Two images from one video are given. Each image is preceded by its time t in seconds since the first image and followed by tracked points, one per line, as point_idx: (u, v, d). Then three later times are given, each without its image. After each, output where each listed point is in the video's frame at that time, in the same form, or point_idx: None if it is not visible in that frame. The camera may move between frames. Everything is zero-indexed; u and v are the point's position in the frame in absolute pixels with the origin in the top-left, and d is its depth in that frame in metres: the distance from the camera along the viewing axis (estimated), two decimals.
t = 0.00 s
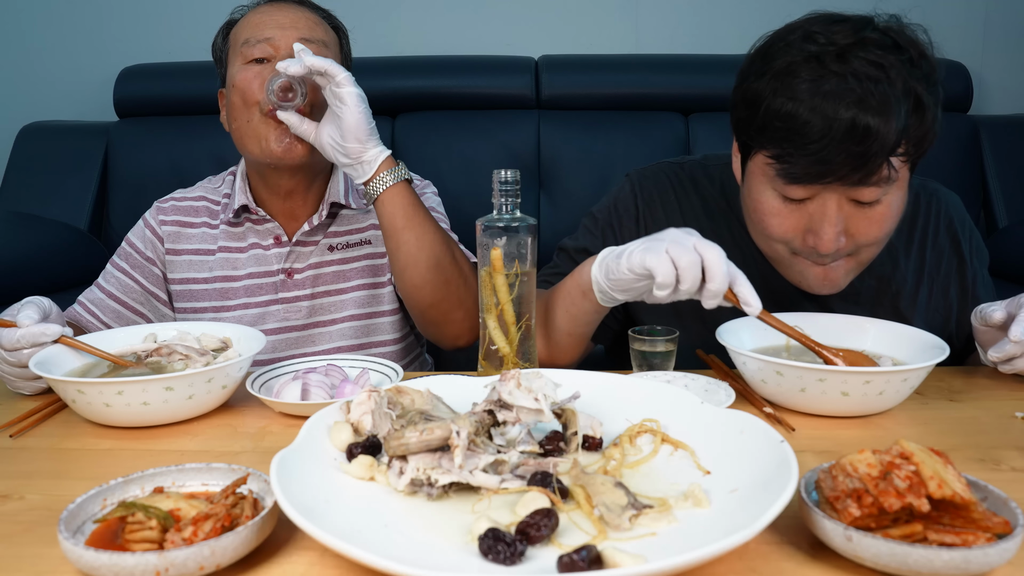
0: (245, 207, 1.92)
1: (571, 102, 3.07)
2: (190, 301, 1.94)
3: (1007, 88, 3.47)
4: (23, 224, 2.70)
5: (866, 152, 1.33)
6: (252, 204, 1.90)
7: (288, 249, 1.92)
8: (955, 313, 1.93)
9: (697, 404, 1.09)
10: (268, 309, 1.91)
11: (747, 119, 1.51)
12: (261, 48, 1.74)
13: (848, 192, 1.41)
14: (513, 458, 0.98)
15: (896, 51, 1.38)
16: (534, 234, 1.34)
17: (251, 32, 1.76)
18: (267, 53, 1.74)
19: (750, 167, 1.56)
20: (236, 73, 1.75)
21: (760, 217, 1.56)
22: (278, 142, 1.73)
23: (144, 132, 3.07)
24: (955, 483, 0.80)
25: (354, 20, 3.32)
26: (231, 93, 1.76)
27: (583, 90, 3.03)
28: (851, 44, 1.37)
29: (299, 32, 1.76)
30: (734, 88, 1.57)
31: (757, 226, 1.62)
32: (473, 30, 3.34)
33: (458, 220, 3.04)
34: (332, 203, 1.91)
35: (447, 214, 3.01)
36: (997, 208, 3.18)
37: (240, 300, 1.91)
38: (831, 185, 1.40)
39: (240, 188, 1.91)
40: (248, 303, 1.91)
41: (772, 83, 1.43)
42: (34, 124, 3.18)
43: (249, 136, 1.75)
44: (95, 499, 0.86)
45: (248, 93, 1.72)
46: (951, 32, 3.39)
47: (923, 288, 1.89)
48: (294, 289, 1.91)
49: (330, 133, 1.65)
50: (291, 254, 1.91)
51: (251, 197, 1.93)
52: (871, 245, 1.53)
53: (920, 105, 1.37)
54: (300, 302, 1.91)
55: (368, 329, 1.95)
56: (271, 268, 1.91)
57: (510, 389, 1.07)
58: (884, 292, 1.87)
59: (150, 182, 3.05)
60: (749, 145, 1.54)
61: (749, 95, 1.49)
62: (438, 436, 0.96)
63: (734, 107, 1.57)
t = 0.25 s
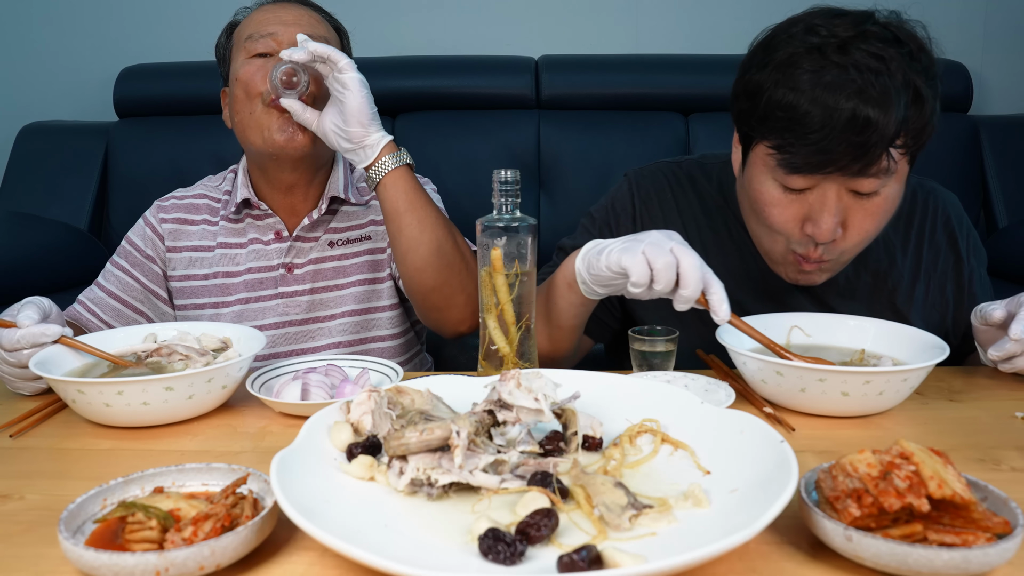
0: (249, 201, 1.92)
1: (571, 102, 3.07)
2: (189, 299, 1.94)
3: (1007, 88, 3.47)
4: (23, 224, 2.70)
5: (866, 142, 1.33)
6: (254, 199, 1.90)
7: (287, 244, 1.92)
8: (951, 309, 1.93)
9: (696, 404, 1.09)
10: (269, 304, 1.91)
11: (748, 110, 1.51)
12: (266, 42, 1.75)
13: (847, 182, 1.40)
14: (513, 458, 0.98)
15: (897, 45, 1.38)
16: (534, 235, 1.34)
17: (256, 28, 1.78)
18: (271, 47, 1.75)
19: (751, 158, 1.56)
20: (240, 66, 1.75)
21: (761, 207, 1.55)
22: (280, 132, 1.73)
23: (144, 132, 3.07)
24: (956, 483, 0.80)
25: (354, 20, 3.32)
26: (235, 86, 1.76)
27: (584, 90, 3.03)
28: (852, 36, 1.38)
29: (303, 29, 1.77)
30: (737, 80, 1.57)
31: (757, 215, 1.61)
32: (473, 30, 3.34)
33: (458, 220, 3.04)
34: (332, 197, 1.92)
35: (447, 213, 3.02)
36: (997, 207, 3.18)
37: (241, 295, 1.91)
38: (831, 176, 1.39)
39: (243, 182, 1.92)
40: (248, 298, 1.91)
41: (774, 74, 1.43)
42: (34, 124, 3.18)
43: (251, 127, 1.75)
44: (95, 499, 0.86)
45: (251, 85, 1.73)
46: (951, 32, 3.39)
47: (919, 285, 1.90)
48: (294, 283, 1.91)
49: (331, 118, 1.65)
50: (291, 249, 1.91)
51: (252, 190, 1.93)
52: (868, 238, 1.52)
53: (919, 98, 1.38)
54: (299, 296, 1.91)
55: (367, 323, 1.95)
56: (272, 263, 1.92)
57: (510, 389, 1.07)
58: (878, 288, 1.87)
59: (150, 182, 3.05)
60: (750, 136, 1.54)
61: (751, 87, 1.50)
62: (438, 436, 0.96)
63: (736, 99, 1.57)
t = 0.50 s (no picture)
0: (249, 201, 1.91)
1: (571, 102, 3.07)
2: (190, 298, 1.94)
3: (1007, 88, 3.47)
4: (23, 224, 2.69)
5: (864, 143, 1.33)
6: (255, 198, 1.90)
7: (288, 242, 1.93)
8: (948, 307, 1.93)
9: (697, 404, 1.09)
10: (269, 302, 1.91)
11: (747, 107, 1.51)
12: (269, 43, 1.74)
13: (844, 182, 1.41)
14: (513, 458, 0.98)
15: (897, 47, 1.37)
16: (534, 234, 1.34)
17: (259, 28, 1.77)
18: (275, 48, 1.75)
19: (750, 155, 1.56)
20: (243, 67, 1.75)
21: (759, 204, 1.55)
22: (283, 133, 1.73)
23: (144, 132, 3.07)
24: (955, 483, 0.80)
25: (354, 20, 3.32)
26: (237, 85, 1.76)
27: (584, 90, 3.03)
28: (853, 38, 1.37)
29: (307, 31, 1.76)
30: (737, 76, 1.57)
31: (755, 212, 1.61)
32: (473, 30, 3.34)
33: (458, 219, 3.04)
34: (334, 198, 1.92)
35: (447, 213, 3.01)
36: (996, 207, 3.18)
37: (241, 293, 1.91)
38: (828, 176, 1.40)
39: (243, 182, 1.91)
40: (249, 296, 1.91)
41: (774, 73, 1.43)
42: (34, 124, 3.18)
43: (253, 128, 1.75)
44: (95, 499, 0.86)
45: (254, 85, 1.72)
46: (951, 32, 3.39)
47: (916, 282, 1.89)
48: (295, 282, 1.91)
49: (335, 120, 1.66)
50: (292, 248, 1.91)
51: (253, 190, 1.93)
52: (865, 238, 1.53)
53: (917, 100, 1.38)
54: (300, 295, 1.91)
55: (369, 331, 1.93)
56: (273, 261, 1.92)
57: (510, 389, 1.07)
58: (875, 286, 1.87)
59: (150, 182, 3.05)
60: (750, 133, 1.54)
61: (751, 84, 1.49)
62: (438, 436, 0.96)
63: (736, 96, 1.57)
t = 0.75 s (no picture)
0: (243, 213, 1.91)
1: (571, 102, 3.07)
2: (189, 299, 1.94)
3: (1007, 88, 3.47)
4: (23, 224, 2.69)
5: (865, 144, 1.34)
6: (249, 209, 1.90)
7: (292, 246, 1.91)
8: (946, 305, 1.93)
9: (697, 405, 1.09)
10: (270, 306, 1.91)
11: (748, 107, 1.51)
12: (275, 63, 1.68)
13: (845, 181, 1.41)
14: (513, 458, 0.98)
15: (897, 46, 1.37)
16: (534, 235, 1.34)
17: (264, 44, 1.70)
18: (280, 69, 1.68)
19: (750, 154, 1.56)
20: (247, 86, 1.70)
21: (759, 203, 1.55)
22: (287, 165, 1.73)
23: (144, 132, 3.07)
24: (955, 483, 0.80)
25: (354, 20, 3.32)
26: (241, 104, 1.72)
27: (584, 90, 3.03)
28: (853, 38, 1.37)
29: (314, 50, 1.69)
30: (738, 74, 1.56)
31: (756, 210, 1.61)
32: (473, 30, 3.34)
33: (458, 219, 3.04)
34: (344, 211, 1.93)
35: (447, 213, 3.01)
36: (996, 207, 3.18)
37: (242, 296, 1.91)
38: (828, 176, 1.40)
39: (238, 192, 1.91)
40: (249, 300, 1.91)
41: (775, 73, 1.43)
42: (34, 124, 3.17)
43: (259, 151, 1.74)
44: (95, 499, 0.86)
45: (258, 109, 1.69)
46: (951, 32, 3.39)
47: (914, 280, 1.89)
48: (297, 286, 1.91)
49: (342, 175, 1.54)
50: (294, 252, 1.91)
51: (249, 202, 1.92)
52: (868, 235, 1.53)
53: (917, 100, 1.38)
54: (302, 299, 1.91)
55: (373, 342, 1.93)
56: (273, 266, 1.91)
57: (510, 389, 1.07)
58: (872, 284, 1.88)
59: (150, 182, 3.05)
60: (750, 133, 1.54)
61: (752, 84, 1.49)
62: (438, 436, 0.96)
63: (736, 95, 1.57)
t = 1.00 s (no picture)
0: (242, 223, 1.90)
1: (571, 102, 3.07)
2: (189, 302, 1.95)
3: (1007, 88, 3.47)
4: (23, 224, 2.69)
5: (865, 145, 1.34)
6: (248, 218, 1.88)
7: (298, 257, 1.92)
8: (945, 305, 1.94)
9: (697, 405, 1.09)
10: (272, 313, 1.92)
11: (748, 106, 1.50)
12: (278, 105, 1.63)
13: (844, 181, 1.41)
14: (513, 458, 0.98)
15: (898, 46, 1.37)
16: (534, 235, 1.34)
17: (265, 80, 1.63)
18: (283, 111, 1.64)
19: (750, 153, 1.56)
20: (249, 123, 1.67)
21: (759, 201, 1.55)
22: (292, 202, 1.75)
23: (144, 132, 3.07)
24: (955, 483, 0.80)
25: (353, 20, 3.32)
26: (243, 137, 1.70)
27: (583, 90, 3.03)
28: (853, 38, 1.37)
29: (317, 89, 1.63)
30: (739, 72, 1.56)
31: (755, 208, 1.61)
32: (473, 30, 3.34)
33: (458, 220, 3.04)
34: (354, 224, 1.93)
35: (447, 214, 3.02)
36: (996, 207, 3.18)
37: (244, 302, 1.92)
38: (827, 175, 1.41)
39: (238, 201, 1.90)
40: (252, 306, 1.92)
41: (776, 73, 1.43)
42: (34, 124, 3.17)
43: (264, 186, 1.74)
44: (95, 499, 0.86)
45: (262, 150, 1.67)
46: (951, 32, 3.39)
47: (913, 279, 1.89)
48: (300, 294, 1.92)
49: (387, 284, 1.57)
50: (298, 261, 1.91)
51: (249, 210, 1.91)
52: (868, 234, 1.53)
53: (917, 101, 1.38)
54: (305, 308, 1.92)
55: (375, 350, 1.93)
56: (277, 273, 1.92)
57: (510, 389, 1.07)
58: (871, 283, 1.88)
59: (150, 182, 3.05)
60: (750, 132, 1.54)
61: (753, 83, 1.49)
62: (438, 436, 0.96)
63: (737, 94, 1.56)
